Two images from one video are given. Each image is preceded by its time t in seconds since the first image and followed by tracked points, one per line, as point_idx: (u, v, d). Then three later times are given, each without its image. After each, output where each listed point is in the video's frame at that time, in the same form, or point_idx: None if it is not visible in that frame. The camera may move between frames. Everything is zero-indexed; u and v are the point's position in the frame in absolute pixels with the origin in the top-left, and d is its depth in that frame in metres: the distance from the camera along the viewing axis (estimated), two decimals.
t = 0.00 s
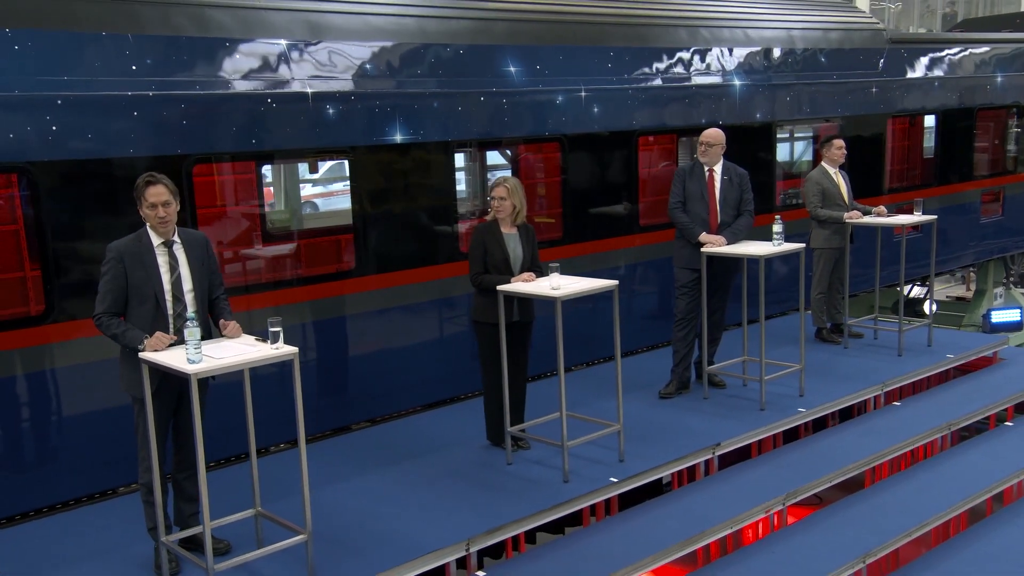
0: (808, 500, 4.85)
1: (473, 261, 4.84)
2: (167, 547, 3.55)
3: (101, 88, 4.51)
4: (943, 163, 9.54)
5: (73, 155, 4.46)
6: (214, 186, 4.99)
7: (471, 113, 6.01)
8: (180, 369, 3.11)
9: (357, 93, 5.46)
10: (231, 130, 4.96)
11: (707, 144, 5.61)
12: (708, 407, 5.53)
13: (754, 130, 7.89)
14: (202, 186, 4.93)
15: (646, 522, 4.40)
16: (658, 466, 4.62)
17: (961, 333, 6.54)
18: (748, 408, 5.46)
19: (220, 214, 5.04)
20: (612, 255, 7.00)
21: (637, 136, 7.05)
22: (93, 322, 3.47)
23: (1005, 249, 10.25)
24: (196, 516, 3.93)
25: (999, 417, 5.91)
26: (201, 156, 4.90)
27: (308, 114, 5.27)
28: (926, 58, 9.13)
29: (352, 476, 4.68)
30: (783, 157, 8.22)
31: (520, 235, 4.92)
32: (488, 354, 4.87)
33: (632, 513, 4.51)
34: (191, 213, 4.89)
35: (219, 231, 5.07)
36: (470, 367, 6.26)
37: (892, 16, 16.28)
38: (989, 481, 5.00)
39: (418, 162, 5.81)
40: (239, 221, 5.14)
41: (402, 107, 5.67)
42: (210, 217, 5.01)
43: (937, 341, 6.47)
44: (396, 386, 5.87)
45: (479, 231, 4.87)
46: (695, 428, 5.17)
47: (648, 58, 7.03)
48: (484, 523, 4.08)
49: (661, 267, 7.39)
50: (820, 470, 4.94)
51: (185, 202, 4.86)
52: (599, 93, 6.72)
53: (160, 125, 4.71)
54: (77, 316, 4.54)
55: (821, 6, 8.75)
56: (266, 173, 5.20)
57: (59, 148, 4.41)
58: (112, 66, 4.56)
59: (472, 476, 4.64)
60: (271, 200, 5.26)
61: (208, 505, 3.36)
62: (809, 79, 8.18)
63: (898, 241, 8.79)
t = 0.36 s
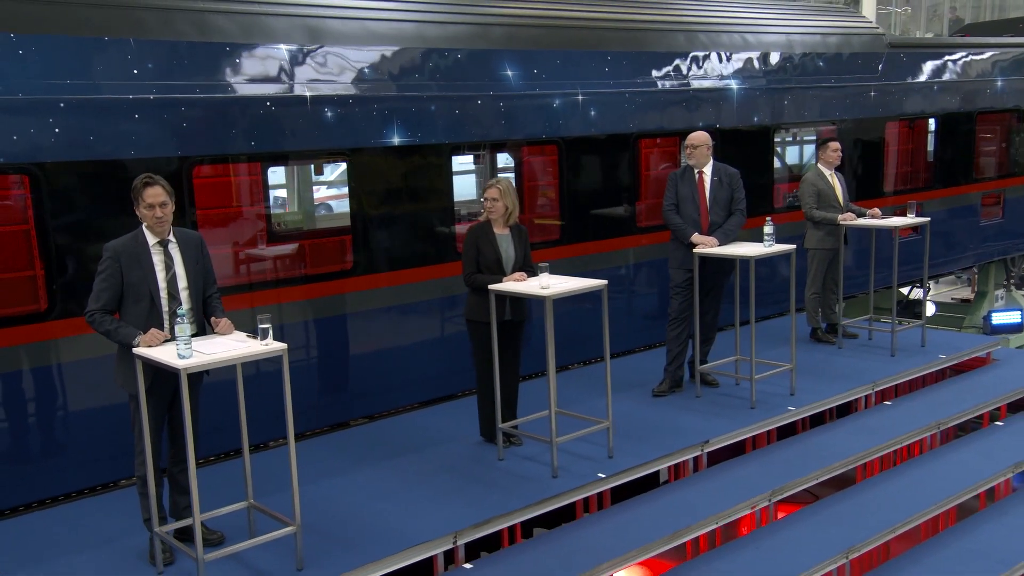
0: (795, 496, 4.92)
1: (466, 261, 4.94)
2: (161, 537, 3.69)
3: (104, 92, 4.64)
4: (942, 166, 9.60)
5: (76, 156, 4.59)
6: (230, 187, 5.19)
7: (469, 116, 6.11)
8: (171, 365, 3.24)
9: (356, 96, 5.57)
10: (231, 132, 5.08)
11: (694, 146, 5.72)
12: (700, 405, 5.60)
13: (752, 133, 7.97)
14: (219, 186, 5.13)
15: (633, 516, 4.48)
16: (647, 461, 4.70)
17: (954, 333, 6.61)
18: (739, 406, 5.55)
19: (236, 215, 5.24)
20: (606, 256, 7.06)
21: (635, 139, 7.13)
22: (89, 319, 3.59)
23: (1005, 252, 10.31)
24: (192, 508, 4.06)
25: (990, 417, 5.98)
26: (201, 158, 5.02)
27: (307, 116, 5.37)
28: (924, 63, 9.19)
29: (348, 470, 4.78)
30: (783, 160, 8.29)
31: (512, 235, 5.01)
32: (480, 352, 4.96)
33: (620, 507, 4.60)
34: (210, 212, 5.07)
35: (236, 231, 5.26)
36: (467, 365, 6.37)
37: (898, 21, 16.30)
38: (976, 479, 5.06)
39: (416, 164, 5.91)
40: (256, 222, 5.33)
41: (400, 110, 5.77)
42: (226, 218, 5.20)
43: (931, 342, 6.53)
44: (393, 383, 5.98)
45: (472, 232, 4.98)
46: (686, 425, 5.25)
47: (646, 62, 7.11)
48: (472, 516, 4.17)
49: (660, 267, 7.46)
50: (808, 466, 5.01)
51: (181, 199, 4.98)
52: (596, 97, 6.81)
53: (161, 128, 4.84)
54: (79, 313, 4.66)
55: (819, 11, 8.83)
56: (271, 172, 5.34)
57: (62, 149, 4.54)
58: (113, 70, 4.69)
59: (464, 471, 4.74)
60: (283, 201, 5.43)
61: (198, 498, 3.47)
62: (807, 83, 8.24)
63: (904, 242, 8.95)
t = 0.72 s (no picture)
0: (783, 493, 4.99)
1: (459, 261, 5.03)
2: (154, 529, 3.80)
3: (105, 95, 4.76)
4: (943, 169, 9.64)
5: (79, 157, 4.72)
6: (245, 189, 5.36)
7: (466, 119, 6.21)
8: (163, 360, 3.35)
9: (354, 100, 5.67)
10: (231, 135, 5.20)
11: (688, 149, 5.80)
12: (693, 404, 5.67)
13: (751, 136, 8.03)
14: (234, 187, 5.31)
15: (621, 511, 4.56)
16: (635, 458, 4.78)
17: (948, 334, 6.66)
18: (730, 404, 5.62)
19: (251, 217, 5.41)
20: (597, 258, 7.08)
21: (633, 143, 7.21)
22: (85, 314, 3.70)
23: (1007, 254, 10.35)
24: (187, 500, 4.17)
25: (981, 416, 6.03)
26: (201, 159, 5.13)
27: (306, 119, 5.48)
28: (925, 66, 9.24)
29: (343, 465, 4.89)
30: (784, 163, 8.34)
31: (506, 236, 5.10)
32: (474, 350, 5.06)
33: (609, 503, 4.68)
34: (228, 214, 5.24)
35: (250, 232, 5.43)
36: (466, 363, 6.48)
37: (905, 25, 16.34)
38: (963, 478, 5.11)
39: (415, 166, 6.01)
40: (268, 222, 5.51)
41: (397, 113, 5.87)
42: (241, 219, 5.38)
43: (925, 342, 6.58)
44: (391, 380, 6.10)
45: (466, 232, 5.07)
46: (677, 423, 5.34)
47: (644, 66, 7.19)
48: (461, 510, 4.26)
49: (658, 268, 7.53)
50: (797, 464, 5.07)
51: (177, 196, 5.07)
52: (594, 100, 6.88)
53: (162, 130, 4.96)
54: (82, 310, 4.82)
55: (819, 16, 8.90)
56: (269, 172, 5.45)
57: (65, 150, 4.67)
58: (115, 73, 4.81)
59: (457, 466, 4.83)
60: (297, 203, 5.59)
61: (189, 490, 3.58)
62: (806, 86, 8.30)
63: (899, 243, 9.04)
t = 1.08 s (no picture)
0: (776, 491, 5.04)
1: (457, 261, 5.12)
2: (153, 520, 3.91)
3: (112, 99, 4.89)
4: (948, 172, 9.66)
5: (87, 159, 4.85)
6: (262, 190, 5.54)
7: (468, 122, 6.29)
8: (159, 355, 3.46)
9: (357, 104, 5.77)
10: (234, 137, 5.32)
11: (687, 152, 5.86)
12: (690, 403, 5.73)
13: (753, 140, 8.08)
14: (251, 189, 5.50)
15: (613, 507, 4.63)
16: (629, 456, 4.84)
17: (948, 336, 6.70)
18: (726, 403, 5.68)
19: (268, 219, 5.59)
20: (597, 259, 7.15)
21: (633, 148, 7.29)
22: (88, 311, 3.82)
23: (1013, 257, 10.37)
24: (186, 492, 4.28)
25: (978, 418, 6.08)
26: (204, 160, 5.25)
27: (308, 122, 5.59)
28: (930, 70, 9.26)
29: (342, 460, 4.98)
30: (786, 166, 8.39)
31: (502, 237, 5.19)
32: (472, 349, 5.15)
33: (602, 499, 4.75)
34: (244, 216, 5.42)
35: (266, 234, 5.61)
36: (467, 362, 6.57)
37: (916, 29, 16.33)
38: (956, 478, 5.15)
39: (416, 168, 6.11)
40: (280, 224, 5.65)
41: (399, 116, 5.97)
42: (258, 220, 5.56)
43: (924, 344, 6.62)
44: (393, 378, 6.19)
45: (464, 233, 5.15)
46: (672, 421, 5.40)
47: (646, 70, 7.25)
48: (454, 505, 4.34)
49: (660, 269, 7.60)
50: (790, 462, 5.12)
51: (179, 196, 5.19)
52: (596, 104, 6.94)
53: (167, 131, 5.08)
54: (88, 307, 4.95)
55: (823, 21, 8.94)
56: (278, 174, 5.57)
57: (72, 152, 4.80)
58: (121, 77, 4.93)
59: (453, 462, 4.92)
60: (313, 205, 5.74)
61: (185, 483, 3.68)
62: (808, 90, 8.34)
63: (899, 247, 9.13)
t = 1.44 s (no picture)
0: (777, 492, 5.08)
1: (463, 263, 5.22)
2: (160, 514, 4.03)
3: (128, 104, 5.03)
4: (962, 178, 9.67)
5: (104, 163, 5.00)
6: (285, 195, 5.71)
7: (477, 127, 6.38)
8: (165, 351, 3.58)
9: (367, 110, 5.89)
10: (247, 141, 5.45)
11: (695, 157, 5.91)
12: (695, 405, 5.77)
13: (763, 146, 8.11)
14: (275, 193, 5.66)
15: (613, 506, 4.69)
16: (630, 456, 4.91)
17: (956, 341, 6.72)
18: (730, 405, 5.73)
19: (290, 223, 5.74)
20: (608, 263, 7.21)
21: (642, 154, 7.34)
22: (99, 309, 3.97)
23: None
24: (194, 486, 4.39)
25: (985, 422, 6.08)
26: (216, 165, 5.39)
27: (320, 127, 5.71)
28: (942, 77, 9.27)
29: (350, 457, 5.09)
30: (801, 172, 8.42)
31: (508, 240, 5.26)
32: (477, 351, 5.24)
33: (603, 498, 4.81)
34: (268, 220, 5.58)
35: (288, 239, 5.76)
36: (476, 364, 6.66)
37: (937, 37, 16.29)
38: (959, 481, 5.16)
39: (426, 173, 6.21)
40: (297, 229, 5.78)
41: (409, 122, 6.07)
42: (282, 224, 5.72)
43: (931, 349, 6.64)
44: (403, 378, 6.29)
45: (471, 236, 5.25)
46: (676, 422, 5.46)
47: (656, 77, 7.32)
48: (456, 502, 4.42)
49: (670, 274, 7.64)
50: (791, 464, 5.16)
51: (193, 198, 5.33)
52: (605, 109, 7.01)
53: (180, 136, 5.22)
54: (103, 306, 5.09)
55: (835, 29, 8.98)
56: (294, 173, 5.70)
57: (90, 156, 4.95)
58: (136, 84, 5.08)
59: (458, 460, 5.00)
60: (336, 210, 5.90)
61: (189, 476, 3.78)
62: (819, 95, 8.36)
63: (913, 252, 9.19)
